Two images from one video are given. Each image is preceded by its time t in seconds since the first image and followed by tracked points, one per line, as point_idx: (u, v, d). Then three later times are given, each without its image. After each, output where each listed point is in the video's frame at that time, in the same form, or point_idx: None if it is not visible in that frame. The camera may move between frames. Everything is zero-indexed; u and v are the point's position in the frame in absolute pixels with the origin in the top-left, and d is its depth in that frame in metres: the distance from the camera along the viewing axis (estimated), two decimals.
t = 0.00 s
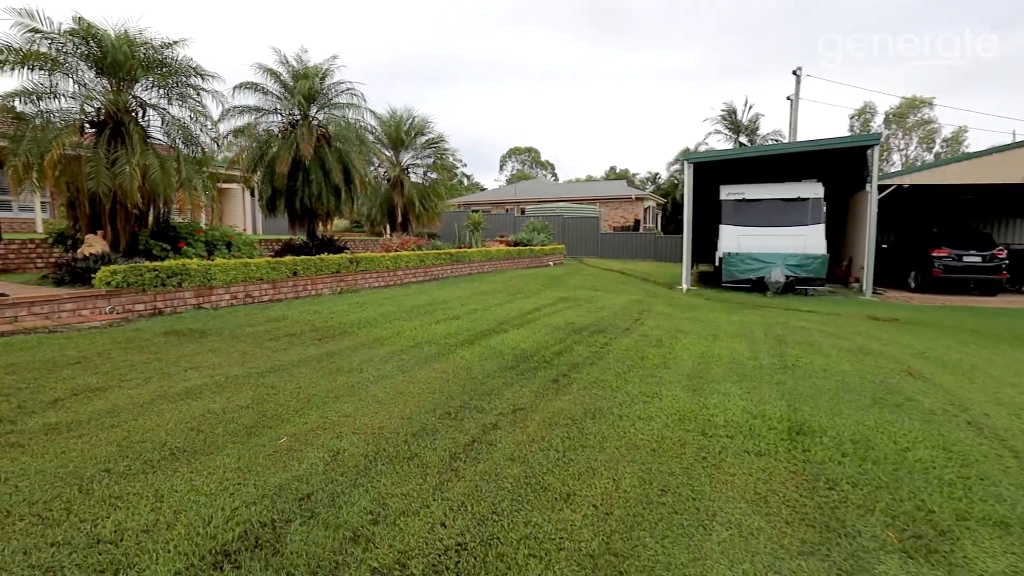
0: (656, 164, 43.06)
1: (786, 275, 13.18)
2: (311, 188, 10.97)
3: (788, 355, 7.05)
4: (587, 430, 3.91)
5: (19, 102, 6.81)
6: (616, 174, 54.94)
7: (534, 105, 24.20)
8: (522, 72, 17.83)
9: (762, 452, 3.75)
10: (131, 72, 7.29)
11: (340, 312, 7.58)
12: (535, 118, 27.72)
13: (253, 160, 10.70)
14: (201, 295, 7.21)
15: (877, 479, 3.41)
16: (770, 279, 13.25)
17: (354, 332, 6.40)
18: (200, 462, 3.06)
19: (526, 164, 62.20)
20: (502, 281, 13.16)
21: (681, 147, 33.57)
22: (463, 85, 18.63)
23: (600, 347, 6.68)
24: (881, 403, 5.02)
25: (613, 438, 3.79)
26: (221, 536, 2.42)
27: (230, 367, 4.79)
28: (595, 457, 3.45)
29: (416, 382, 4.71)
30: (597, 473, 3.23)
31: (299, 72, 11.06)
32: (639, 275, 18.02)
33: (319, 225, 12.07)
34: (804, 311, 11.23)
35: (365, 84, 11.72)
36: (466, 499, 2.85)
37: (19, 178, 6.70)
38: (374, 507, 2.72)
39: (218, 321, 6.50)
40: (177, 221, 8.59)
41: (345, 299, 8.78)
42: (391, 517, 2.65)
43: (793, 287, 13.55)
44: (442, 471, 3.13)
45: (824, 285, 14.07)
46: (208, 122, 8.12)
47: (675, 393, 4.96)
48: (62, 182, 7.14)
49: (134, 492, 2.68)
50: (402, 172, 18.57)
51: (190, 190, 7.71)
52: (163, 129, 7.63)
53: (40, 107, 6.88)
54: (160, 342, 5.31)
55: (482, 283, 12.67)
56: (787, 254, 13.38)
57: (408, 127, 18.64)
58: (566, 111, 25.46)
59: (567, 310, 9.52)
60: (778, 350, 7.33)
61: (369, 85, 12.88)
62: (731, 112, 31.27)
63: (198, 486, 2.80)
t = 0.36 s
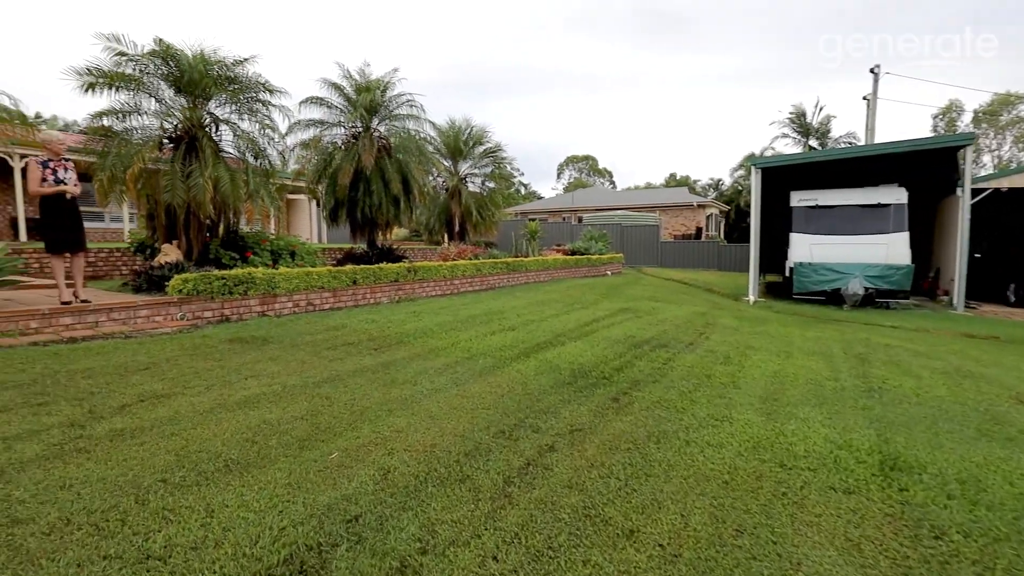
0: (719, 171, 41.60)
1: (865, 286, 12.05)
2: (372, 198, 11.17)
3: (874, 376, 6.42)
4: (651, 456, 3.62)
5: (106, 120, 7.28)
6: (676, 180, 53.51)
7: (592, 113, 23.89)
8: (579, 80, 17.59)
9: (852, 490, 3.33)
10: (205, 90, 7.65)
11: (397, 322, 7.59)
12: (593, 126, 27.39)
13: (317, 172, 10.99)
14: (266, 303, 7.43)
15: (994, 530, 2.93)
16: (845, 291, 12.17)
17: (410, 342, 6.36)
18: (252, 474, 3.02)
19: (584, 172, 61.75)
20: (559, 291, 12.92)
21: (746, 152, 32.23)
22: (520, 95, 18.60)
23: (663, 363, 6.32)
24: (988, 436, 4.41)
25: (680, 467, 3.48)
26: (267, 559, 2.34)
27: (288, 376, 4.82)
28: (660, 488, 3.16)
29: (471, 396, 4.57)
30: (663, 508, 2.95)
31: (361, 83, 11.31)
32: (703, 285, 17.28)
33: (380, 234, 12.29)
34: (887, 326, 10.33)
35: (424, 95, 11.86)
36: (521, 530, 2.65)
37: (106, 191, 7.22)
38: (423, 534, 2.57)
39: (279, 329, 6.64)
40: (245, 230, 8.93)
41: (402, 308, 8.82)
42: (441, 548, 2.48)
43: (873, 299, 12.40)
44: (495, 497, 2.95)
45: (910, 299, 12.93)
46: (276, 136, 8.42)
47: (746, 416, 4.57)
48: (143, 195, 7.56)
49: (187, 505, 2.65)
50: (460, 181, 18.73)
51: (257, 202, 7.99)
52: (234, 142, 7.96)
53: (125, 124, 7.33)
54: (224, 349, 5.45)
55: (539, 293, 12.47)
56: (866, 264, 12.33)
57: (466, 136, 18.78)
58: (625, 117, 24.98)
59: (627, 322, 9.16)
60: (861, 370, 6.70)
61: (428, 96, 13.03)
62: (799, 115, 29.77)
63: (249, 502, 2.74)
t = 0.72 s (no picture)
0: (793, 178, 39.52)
1: (962, 300, 10.92)
2: (434, 208, 11.27)
3: (980, 401, 5.71)
4: (724, 485, 3.31)
5: (189, 137, 7.75)
6: (745, 188, 51.32)
7: (657, 120, 23.29)
8: (644, 87, 17.17)
9: (964, 536, 2.88)
10: (278, 106, 8.00)
11: (456, 331, 7.56)
12: (657, 133, 26.72)
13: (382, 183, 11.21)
14: (331, 310, 7.61)
15: None
16: (940, 304, 11.05)
17: (468, 353, 6.28)
18: (307, 486, 2.99)
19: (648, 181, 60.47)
20: (621, 302, 12.55)
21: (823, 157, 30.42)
22: (583, 103, 18.37)
23: (734, 380, 5.90)
24: None
25: (757, 499, 3.15)
26: None
27: (347, 384, 4.84)
28: (735, 523, 2.86)
29: (529, 411, 4.40)
30: (739, 546, 2.66)
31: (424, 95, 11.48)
32: (776, 297, 16.30)
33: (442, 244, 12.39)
34: (993, 344, 9.26)
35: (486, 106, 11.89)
36: (579, 563, 2.45)
37: (188, 203, 7.68)
38: (474, 561, 2.42)
39: (342, 337, 6.76)
40: (314, 239, 9.22)
41: (462, 317, 8.81)
42: None
43: (973, 315, 11.18)
44: (552, 523, 2.76)
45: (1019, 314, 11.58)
46: (343, 148, 8.67)
47: (831, 444, 4.13)
48: (221, 207, 7.96)
49: (241, 515, 2.64)
50: (522, 191, 18.68)
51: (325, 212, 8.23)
52: (304, 155, 8.23)
53: (206, 140, 7.78)
54: (288, 356, 5.58)
55: (601, 303, 12.16)
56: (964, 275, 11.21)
57: (528, 146, 18.74)
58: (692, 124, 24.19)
59: (694, 335, 8.70)
60: (965, 394, 5.98)
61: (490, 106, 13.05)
62: (882, 117, 27.81)
63: (301, 515, 2.70)
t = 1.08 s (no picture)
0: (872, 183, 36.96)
1: None
2: (491, 218, 11.20)
3: None
4: (802, 525, 2.95)
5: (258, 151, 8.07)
6: (819, 194, 48.53)
7: (722, 125, 22.38)
8: (708, 92, 16.51)
9: None
10: (340, 119, 8.19)
11: (510, 342, 7.42)
12: (723, 139, 25.68)
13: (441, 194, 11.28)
14: (388, 319, 7.66)
15: None
16: None
17: (522, 366, 6.10)
18: (350, 503, 2.90)
19: (712, 188, 58.40)
20: (684, 314, 12.01)
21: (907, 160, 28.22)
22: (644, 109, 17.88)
23: (811, 403, 5.40)
24: None
25: (841, 544, 2.78)
26: None
27: (399, 396, 4.78)
28: (816, 573, 2.51)
29: (584, 432, 4.16)
30: None
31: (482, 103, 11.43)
32: (856, 311, 15.13)
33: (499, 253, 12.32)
34: None
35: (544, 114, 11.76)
36: None
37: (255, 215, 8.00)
38: None
39: (397, 346, 6.76)
40: (373, 249, 9.37)
41: (517, 328, 8.66)
42: None
43: None
44: (606, 560, 2.53)
45: None
46: (403, 160, 8.80)
47: (928, 480, 3.64)
48: (286, 218, 8.24)
49: (283, 532, 2.58)
50: (581, 199, 18.38)
51: (383, 222, 8.34)
52: (365, 167, 8.45)
53: (273, 153, 8.07)
54: (343, 365, 5.61)
55: (662, 315, 11.67)
56: None
57: (587, 153, 18.45)
58: (760, 128, 23.07)
59: (764, 351, 8.13)
60: None
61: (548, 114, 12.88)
62: (976, 115, 25.51)
63: (342, 536, 2.60)
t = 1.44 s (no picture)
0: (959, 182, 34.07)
1: None
2: (545, 221, 11.01)
3: None
4: (887, 567, 2.60)
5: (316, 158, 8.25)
6: (897, 194, 45.33)
7: (791, 123, 21.22)
8: (775, 92, 15.66)
9: None
10: (395, 125, 8.28)
11: (562, 349, 7.20)
12: (791, 137, 24.36)
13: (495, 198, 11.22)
14: (440, 323, 7.64)
15: None
16: None
17: (574, 374, 5.88)
18: (391, 516, 2.80)
19: (778, 189, 55.75)
20: (748, 322, 11.37)
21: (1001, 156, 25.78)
22: (705, 110, 17.20)
23: (895, 424, 4.88)
24: None
25: None
26: None
27: (447, 403, 4.69)
28: None
29: (640, 447, 3.90)
30: None
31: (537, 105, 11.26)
32: (943, 321, 13.87)
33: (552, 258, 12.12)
34: None
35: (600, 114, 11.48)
36: None
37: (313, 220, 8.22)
38: None
39: (448, 351, 6.71)
40: (426, 253, 9.41)
41: (571, 335, 8.43)
42: None
43: None
44: None
45: None
46: (456, 164, 8.81)
47: None
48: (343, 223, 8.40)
49: (322, 545, 2.51)
50: (638, 202, 17.88)
51: (436, 226, 8.36)
52: (419, 172, 8.51)
53: (331, 159, 8.23)
54: (393, 369, 5.60)
55: (724, 323, 11.10)
56: None
57: (645, 155, 17.94)
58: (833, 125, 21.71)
59: (838, 364, 7.52)
60: None
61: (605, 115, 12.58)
62: None
63: (381, 552, 2.50)
